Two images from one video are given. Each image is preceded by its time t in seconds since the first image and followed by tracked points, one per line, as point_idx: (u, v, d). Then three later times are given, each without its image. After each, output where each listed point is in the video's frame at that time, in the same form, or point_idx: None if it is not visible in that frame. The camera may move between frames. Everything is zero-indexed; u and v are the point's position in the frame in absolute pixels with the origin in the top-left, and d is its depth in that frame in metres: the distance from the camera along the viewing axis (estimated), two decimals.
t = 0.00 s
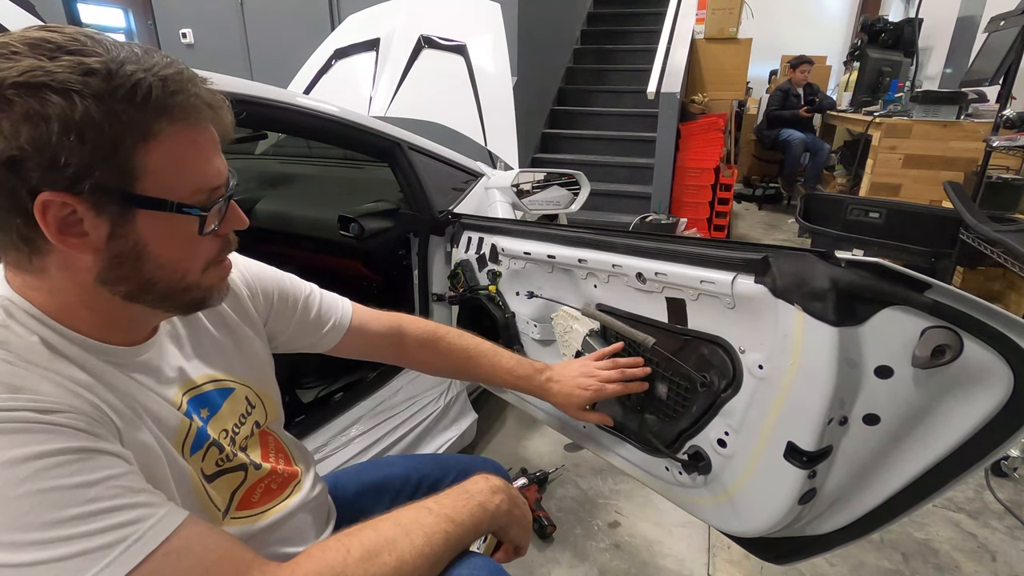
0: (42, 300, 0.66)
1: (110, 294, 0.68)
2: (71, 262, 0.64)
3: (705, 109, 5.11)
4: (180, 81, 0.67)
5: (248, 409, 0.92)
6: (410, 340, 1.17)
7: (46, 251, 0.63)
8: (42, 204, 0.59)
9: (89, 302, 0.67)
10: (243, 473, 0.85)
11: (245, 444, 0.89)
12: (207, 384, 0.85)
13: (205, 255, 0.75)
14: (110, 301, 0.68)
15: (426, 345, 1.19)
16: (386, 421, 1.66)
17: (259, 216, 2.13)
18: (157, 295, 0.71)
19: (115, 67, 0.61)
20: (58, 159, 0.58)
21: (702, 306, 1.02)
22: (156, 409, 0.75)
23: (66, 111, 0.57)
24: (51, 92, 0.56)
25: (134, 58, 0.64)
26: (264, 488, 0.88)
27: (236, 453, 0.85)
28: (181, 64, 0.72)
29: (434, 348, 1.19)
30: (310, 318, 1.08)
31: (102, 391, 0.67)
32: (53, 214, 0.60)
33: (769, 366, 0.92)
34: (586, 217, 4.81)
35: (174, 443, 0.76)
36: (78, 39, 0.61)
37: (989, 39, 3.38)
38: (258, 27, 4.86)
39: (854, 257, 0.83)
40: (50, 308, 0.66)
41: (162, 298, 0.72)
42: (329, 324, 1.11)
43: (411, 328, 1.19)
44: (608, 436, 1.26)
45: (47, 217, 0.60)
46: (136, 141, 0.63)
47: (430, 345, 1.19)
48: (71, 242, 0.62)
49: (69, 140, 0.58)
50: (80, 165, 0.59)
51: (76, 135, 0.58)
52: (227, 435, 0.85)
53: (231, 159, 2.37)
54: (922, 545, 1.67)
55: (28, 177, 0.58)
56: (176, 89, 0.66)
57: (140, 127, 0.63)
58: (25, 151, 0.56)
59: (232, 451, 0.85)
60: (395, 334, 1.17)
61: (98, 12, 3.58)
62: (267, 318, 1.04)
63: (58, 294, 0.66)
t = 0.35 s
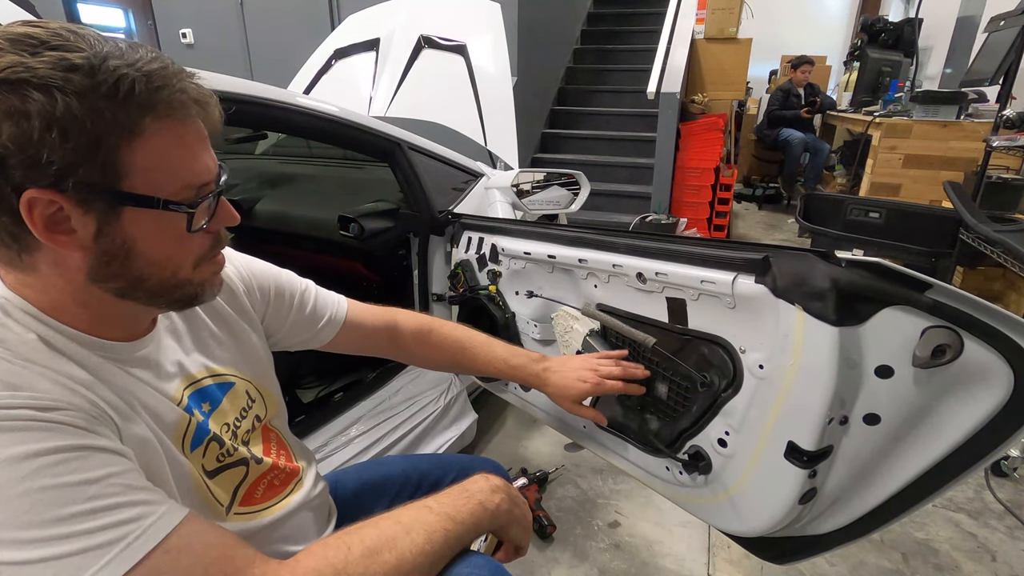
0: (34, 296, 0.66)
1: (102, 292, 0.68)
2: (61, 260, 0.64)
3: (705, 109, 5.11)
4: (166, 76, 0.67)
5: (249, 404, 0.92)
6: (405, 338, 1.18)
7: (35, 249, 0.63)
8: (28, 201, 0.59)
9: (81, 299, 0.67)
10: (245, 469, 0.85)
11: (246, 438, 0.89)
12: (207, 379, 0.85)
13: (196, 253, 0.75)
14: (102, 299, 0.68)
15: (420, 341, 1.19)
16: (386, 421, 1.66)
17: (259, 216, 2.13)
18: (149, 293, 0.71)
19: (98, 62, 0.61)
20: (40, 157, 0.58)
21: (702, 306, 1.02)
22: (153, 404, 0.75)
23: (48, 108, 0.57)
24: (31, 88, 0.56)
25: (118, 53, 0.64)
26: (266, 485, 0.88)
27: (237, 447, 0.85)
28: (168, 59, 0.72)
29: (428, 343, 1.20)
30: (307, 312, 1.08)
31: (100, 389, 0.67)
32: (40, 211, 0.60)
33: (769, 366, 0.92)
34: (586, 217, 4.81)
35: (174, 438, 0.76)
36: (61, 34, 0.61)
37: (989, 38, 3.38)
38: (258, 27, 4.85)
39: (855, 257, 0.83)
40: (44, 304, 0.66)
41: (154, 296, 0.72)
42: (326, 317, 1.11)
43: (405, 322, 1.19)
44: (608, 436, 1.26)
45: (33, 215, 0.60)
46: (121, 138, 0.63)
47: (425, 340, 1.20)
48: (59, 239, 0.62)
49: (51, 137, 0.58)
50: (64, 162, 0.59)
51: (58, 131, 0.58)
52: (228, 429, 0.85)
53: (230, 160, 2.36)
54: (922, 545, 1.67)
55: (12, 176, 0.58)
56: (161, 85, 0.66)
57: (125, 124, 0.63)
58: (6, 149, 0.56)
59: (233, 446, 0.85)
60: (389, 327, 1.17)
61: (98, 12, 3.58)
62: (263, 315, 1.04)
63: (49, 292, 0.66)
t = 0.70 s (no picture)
0: (37, 300, 0.66)
1: (106, 300, 0.68)
2: (67, 267, 0.64)
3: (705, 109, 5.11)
4: (180, 90, 0.67)
5: (253, 409, 0.92)
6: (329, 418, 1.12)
7: (41, 256, 0.63)
8: (37, 213, 0.58)
9: (86, 305, 0.67)
10: (244, 472, 0.85)
11: (246, 442, 0.89)
12: (214, 382, 0.86)
13: (201, 262, 0.75)
14: (106, 306, 0.68)
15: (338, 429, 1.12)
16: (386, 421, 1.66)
17: (259, 216, 2.13)
18: (153, 301, 0.71)
19: (115, 76, 0.61)
20: (54, 170, 0.57)
21: (702, 306, 1.02)
22: (154, 411, 0.74)
23: (64, 122, 0.56)
24: (48, 102, 0.56)
25: (134, 66, 0.64)
26: (265, 489, 0.88)
27: (237, 452, 0.85)
28: (180, 69, 0.72)
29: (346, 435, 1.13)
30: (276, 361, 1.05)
31: (100, 394, 0.67)
32: (48, 223, 0.59)
33: (769, 366, 0.92)
34: (586, 217, 4.81)
35: (174, 444, 0.76)
36: (76, 45, 0.60)
37: (989, 38, 3.37)
38: (258, 27, 4.85)
39: (854, 257, 0.83)
40: (46, 309, 0.66)
41: (157, 304, 0.72)
42: (293, 369, 1.08)
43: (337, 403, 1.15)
44: (608, 435, 1.26)
45: (41, 226, 0.59)
46: (134, 151, 0.63)
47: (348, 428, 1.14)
48: (67, 249, 0.62)
49: (66, 152, 0.57)
50: (76, 176, 0.59)
51: (74, 146, 0.58)
52: (229, 434, 0.85)
53: (230, 160, 2.36)
54: (922, 545, 1.67)
55: (23, 187, 0.57)
56: (176, 100, 0.66)
57: (139, 137, 0.63)
58: (21, 161, 0.56)
59: (233, 450, 0.85)
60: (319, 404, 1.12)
61: (96, 12, 3.58)
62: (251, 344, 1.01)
63: (53, 298, 0.66)
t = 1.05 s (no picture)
0: (38, 303, 0.65)
1: (110, 299, 0.67)
2: (73, 266, 0.63)
3: (705, 109, 5.11)
4: (187, 90, 0.67)
5: (250, 409, 0.92)
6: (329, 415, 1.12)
7: (46, 256, 0.62)
8: (46, 212, 0.58)
9: (89, 305, 0.67)
10: (243, 472, 0.85)
11: (244, 442, 0.89)
12: (210, 382, 0.86)
13: (205, 260, 0.75)
14: (110, 304, 0.68)
15: (338, 425, 1.11)
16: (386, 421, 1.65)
17: (259, 216, 2.13)
18: (157, 300, 0.71)
19: (125, 76, 0.61)
20: (68, 169, 0.57)
21: (702, 305, 1.02)
22: (154, 412, 0.74)
23: (78, 121, 0.57)
24: (63, 101, 0.56)
25: (143, 67, 0.63)
26: (264, 488, 0.88)
27: (236, 452, 0.85)
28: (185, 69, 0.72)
29: (348, 430, 1.12)
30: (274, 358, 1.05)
31: (98, 396, 0.67)
32: (57, 222, 0.59)
33: (769, 366, 0.92)
34: (586, 217, 4.81)
35: (172, 445, 0.76)
36: (85, 45, 0.60)
37: (988, 38, 3.37)
38: (258, 27, 4.85)
39: (854, 257, 0.83)
40: (45, 311, 0.65)
41: (160, 303, 0.71)
42: (291, 367, 1.08)
43: (337, 402, 1.15)
44: (608, 435, 1.26)
45: (50, 225, 0.59)
46: (144, 151, 0.63)
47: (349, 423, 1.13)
48: (74, 249, 0.62)
49: (80, 152, 0.58)
50: (90, 176, 0.59)
51: (87, 146, 0.58)
52: (227, 433, 0.85)
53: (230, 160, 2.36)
54: (922, 545, 1.67)
55: (35, 187, 0.57)
56: (185, 100, 0.66)
57: (149, 137, 0.63)
58: (34, 161, 0.56)
59: (231, 451, 0.85)
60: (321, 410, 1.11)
61: (96, 12, 3.58)
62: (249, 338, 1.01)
63: (57, 298, 0.65)
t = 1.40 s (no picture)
0: (50, 300, 0.66)
1: (127, 296, 0.68)
2: (93, 262, 0.64)
3: (705, 109, 5.10)
4: (218, 96, 0.68)
5: (253, 412, 0.91)
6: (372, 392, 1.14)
7: (67, 252, 0.63)
8: (77, 207, 0.59)
9: (100, 304, 0.67)
10: (244, 475, 0.84)
11: (245, 446, 0.88)
12: (214, 385, 0.85)
13: (221, 261, 0.75)
14: (123, 303, 0.68)
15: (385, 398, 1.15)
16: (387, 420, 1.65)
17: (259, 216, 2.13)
18: (172, 298, 0.71)
19: (160, 80, 0.62)
20: (103, 165, 0.58)
21: (702, 306, 1.02)
22: (158, 412, 0.74)
23: (117, 120, 0.58)
24: (102, 100, 0.57)
25: (175, 72, 0.65)
26: (263, 490, 0.88)
27: (236, 455, 0.85)
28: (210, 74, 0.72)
29: (396, 401, 1.15)
30: (298, 347, 1.04)
31: (103, 394, 0.67)
32: (86, 216, 0.60)
33: (769, 366, 0.92)
34: (586, 217, 4.81)
35: (174, 445, 0.75)
36: (121, 49, 0.61)
37: (988, 38, 3.37)
38: (258, 27, 4.85)
39: (854, 257, 0.83)
40: (58, 308, 0.66)
41: (175, 302, 0.71)
42: (316, 355, 1.07)
43: (376, 388, 1.15)
44: (608, 435, 1.26)
45: (78, 220, 0.59)
46: (174, 151, 0.64)
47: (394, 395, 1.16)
48: (99, 244, 0.62)
49: (117, 149, 0.59)
50: (122, 173, 0.60)
51: (124, 143, 0.59)
52: (229, 437, 0.85)
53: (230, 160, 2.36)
54: (922, 545, 1.67)
55: (68, 182, 0.58)
56: (215, 105, 0.67)
57: (180, 137, 0.64)
58: (70, 156, 0.56)
59: (233, 454, 0.84)
60: (354, 391, 1.12)
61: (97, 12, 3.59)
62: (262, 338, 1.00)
63: (70, 294, 0.66)
